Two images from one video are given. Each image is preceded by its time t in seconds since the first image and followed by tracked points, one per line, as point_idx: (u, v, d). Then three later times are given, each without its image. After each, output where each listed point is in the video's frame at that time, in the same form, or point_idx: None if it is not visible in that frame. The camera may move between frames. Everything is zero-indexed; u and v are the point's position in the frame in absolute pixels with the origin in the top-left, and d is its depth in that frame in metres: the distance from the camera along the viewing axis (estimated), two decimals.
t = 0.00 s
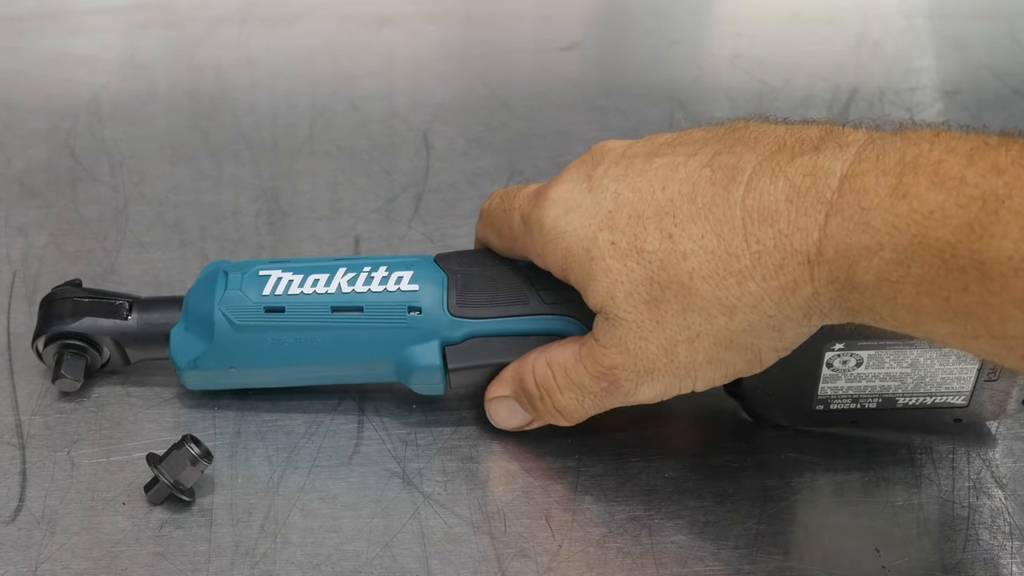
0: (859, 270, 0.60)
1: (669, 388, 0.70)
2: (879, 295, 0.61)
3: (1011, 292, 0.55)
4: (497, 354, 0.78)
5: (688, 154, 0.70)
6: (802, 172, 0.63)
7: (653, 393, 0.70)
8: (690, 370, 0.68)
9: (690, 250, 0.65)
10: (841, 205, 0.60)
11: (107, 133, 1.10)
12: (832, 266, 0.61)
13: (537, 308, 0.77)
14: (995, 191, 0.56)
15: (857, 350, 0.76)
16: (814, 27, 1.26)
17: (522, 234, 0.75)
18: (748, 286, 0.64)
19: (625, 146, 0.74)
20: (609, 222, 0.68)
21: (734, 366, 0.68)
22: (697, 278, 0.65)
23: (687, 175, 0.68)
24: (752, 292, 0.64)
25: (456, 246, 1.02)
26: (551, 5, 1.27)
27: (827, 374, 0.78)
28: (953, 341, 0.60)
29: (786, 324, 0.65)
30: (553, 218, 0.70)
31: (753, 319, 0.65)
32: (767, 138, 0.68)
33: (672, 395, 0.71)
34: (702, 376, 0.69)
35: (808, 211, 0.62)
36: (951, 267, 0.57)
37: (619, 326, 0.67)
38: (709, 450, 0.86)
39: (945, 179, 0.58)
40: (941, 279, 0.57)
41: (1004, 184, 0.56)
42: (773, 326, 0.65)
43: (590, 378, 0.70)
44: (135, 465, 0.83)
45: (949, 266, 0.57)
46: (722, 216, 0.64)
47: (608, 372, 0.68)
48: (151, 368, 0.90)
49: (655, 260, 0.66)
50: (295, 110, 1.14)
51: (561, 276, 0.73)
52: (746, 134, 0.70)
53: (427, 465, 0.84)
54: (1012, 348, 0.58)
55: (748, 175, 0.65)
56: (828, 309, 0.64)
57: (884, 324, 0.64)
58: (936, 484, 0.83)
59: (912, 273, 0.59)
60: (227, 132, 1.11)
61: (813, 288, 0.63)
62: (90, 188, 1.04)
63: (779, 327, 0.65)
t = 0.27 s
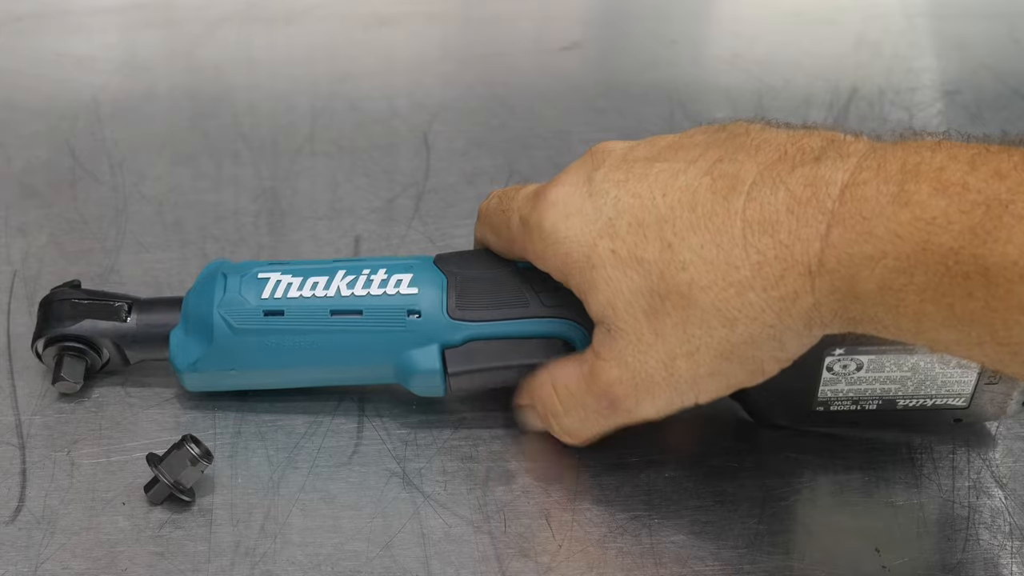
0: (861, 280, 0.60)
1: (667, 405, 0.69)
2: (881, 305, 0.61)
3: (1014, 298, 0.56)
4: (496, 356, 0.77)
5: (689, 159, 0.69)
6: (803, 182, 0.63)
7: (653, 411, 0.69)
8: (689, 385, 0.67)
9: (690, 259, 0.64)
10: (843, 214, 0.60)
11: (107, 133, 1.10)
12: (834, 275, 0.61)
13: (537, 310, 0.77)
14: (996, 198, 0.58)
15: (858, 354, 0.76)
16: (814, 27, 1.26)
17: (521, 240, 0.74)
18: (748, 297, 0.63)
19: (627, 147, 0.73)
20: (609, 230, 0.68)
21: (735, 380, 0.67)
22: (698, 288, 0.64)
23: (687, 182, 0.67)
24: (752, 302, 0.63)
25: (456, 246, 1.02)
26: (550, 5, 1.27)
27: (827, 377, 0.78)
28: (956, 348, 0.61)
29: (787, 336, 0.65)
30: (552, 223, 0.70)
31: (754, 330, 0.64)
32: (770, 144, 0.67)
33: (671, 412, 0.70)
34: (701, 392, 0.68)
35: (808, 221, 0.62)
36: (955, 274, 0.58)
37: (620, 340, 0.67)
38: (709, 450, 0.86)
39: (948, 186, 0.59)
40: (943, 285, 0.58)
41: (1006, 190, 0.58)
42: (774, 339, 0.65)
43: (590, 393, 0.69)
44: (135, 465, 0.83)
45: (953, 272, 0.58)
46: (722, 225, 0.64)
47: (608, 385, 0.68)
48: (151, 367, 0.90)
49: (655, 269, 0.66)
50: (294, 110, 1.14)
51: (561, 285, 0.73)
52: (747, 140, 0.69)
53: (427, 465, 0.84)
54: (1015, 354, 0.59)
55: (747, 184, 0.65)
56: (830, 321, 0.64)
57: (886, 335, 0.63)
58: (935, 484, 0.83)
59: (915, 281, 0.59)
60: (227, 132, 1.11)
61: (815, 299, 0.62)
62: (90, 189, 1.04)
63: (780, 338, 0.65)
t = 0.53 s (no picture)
0: (871, 247, 0.57)
1: (690, 389, 0.68)
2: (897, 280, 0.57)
3: None
4: (497, 370, 0.79)
5: (698, 147, 0.68)
6: (813, 151, 0.60)
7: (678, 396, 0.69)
8: (703, 367, 0.66)
9: (696, 239, 0.63)
10: (853, 181, 0.57)
11: (107, 133, 1.10)
12: (842, 247, 0.58)
13: (536, 320, 0.78)
14: (1015, 165, 0.52)
15: (862, 366, 0.76)
16: (814, 27, 1.26)
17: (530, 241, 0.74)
18: (755, 272, 0.61)
19: (633, 147, 0.73)
20: (617, 218, 0.68)
21: (747, 360, 0.66)
22: (704, 267, 0.63)
23: (694, 166, 0.66)
24: (759, 276, 0.61)
25: (456, 246, 1.02)
26: (550, 4, 1.26)
27: (830, 385, 0.78)
28: (970, 320, 0.56)
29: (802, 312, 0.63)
30: (559, 218, 0.70)
31: (762, 305, 0.62)
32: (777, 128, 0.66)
33: (697, 395, 0.69)
34: (719, 373, 0.67)
35: (818, 188, 0.58)
36: (968, 240, 0.53)
37: (636, 327, 0.67)
38: (709, 451, 0.86)
39: (964, 152, 0.54)
40: (957, 254, 0.53)
41: None
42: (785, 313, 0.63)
43: (615, 385, 0.70)
44: (135, 465, 0.83)
45: (966, 240, 0.53)
46: (729, 202, 0.62)
47: (627, 376, 0.68)
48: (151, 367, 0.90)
49: (663, 252, 0.65)
50: (294, 110, 1.14)
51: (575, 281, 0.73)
52: (754, 130, 0.67)
53: (427, 465, 0.84)
54: None
55: (756, 160, 0.63)
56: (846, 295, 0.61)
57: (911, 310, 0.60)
58: (936, 484, 0.83)
59: (925, 247, 0.55)
60: (227, 132, 1.11)
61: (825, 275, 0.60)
62: (90, 189, 1.04)
63: (789, 314, 0.63)
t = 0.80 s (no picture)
0: (870, 231, 0.58)
1: (692, 382, 0.69)
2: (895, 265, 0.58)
3: None
4: (495, 381, 0.79)
5: (692, 134, 0.68)
6: (810, 138, 0.61)
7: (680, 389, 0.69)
8: (702, 358, 0.67)
9: (693, 230, 0.63)
10: (851, 166, 0.58)
11: (107, 133, 1.10)
12: (842, 233, 0.59)
13: (537, 330, 0.78)
14: (1016, 143, 0.55)
15: (863, 383, 0.77)
16: (814, 27, 1.25)
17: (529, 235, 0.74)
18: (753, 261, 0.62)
19: (628, 131, 0.72)
20: (613, 210, 0.67)
21: (746, 351, 0.66)
22: (702, 257, 0.63)
23: (689, 154, 0.66)
24: (757, 266, 0.62)
25: (456, 246, 1.02)
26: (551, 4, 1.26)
27: (830, 400, 0.78)
28: (969, 303, 0.57)
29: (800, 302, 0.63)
30: (556, 208, 0.69)
31: (759, 296, 0.62)
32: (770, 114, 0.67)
33: (699, 389, 0.70)
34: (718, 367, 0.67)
35: (815, 174, 0.59)
36: (971, 222, 0.54)
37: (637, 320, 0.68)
38: (709, 451, 0.86)
39: (965, 134, 0.56)
40: (957, 236, 0.55)
41: None
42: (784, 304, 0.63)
43: (627, 380, 0.71)
44: (135, 465, 0.83)
45: (968, 221, 0.54)
46: (725, 191, 0.63)
47: (634, 368, 0.69)
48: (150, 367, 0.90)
49: (661, 243, 0.65)
50: (294, 109, 1.14)
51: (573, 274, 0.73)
52: (747, 117, 0.68)
53: (427, 465, 0.84)
54: None
55: (752, 147, 0.63)
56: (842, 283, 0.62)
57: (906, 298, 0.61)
58: (936, 483, 0.83)
59: (927, 228, 0.56)
60: (227, 132, 1.11)
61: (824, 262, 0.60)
62: (90, 189, 1.04)
63: (786, 304, 0.63)
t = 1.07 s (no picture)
0: (843, 209, 0.57)
1: (666, 370, 0.68)
2: (866, 246, 0.57)
3: (1001, 226, 0.52)
4: (496, 390, 0.79)
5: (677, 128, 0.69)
6: (789, 122, 0.61)
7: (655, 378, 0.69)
8: (674, 343, 0.66)
9: (668, 212, 0.63)
10: (826, 146, 0.58)
11: (107, 133, 1.10)
12: (812, 213, 0.58)
13: (537, 339, 0.78)
14: (989, 125, 0.54)
15: (863, 400, 0.76)
16: (814, 27, 1.25)
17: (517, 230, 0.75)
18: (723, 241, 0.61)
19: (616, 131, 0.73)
20: (593, 198, 0.68)
21: (717, 336, 0.65)
22: (676, 239, 0.63)
23: (671, 141, 0.66)
24: (727, 245, 0.61)
25: (457, 246, 1.02)
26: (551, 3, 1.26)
27: (830, 409, 0.78)
28: (941, 287, 0.56)
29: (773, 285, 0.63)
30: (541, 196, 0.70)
31: (728, 277, 0.62)
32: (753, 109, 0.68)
33: (672, 382, 0.70)
34: (691, 353, 0.67)
35: (791, 154, 0.59)
36: (940, 200, 0.53)
37: (611, 305, 0.68)
38: (709, 451, 0.86)
39: (940, 117, 0.56)
40: (928, 215, 0.54)
41: (999, 121, 0.55)
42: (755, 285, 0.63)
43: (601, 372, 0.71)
44: (135, 465, 0.83)
45: (938, 199, 0.53)
46: (702, 173, 0.63)
47: (609, 354, 0.69)
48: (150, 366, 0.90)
49: (637, 227, 0.65)
50: (294, 109, 1.14)
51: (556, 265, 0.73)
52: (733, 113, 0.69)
53: (427, 465, 0.84)
54: (1000, 290, 0.54)
55: (728, 133, 0.63)
56: (815, 266, 0.61)
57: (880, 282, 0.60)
58: (936, 483, 0.83)
59: (899, 207, 0.55)
60: (227, 132, 1.11)
61: (795, 242, 0.60)
62: (90, 189, 1.04)
63: (756, 286, 0.62)
